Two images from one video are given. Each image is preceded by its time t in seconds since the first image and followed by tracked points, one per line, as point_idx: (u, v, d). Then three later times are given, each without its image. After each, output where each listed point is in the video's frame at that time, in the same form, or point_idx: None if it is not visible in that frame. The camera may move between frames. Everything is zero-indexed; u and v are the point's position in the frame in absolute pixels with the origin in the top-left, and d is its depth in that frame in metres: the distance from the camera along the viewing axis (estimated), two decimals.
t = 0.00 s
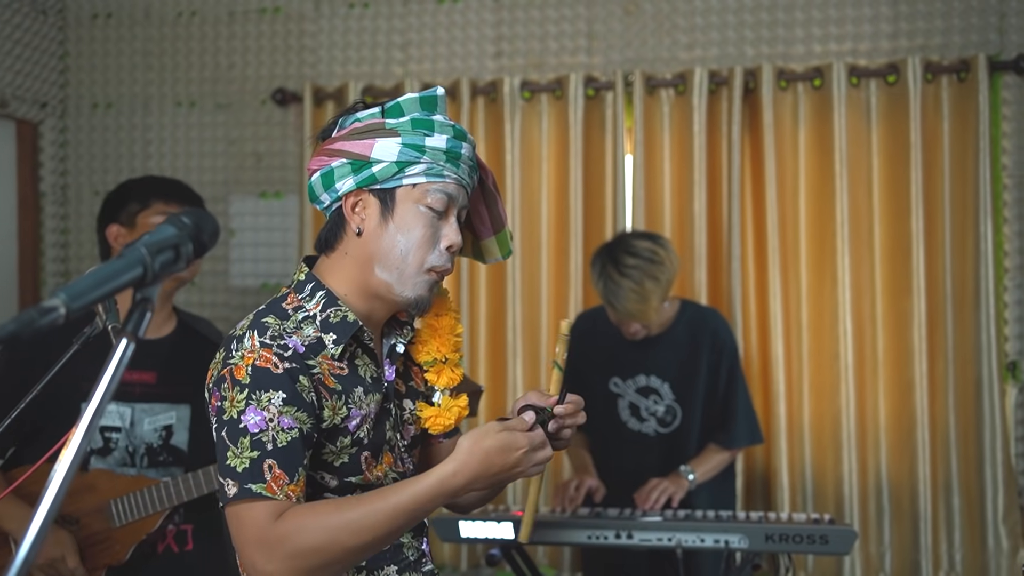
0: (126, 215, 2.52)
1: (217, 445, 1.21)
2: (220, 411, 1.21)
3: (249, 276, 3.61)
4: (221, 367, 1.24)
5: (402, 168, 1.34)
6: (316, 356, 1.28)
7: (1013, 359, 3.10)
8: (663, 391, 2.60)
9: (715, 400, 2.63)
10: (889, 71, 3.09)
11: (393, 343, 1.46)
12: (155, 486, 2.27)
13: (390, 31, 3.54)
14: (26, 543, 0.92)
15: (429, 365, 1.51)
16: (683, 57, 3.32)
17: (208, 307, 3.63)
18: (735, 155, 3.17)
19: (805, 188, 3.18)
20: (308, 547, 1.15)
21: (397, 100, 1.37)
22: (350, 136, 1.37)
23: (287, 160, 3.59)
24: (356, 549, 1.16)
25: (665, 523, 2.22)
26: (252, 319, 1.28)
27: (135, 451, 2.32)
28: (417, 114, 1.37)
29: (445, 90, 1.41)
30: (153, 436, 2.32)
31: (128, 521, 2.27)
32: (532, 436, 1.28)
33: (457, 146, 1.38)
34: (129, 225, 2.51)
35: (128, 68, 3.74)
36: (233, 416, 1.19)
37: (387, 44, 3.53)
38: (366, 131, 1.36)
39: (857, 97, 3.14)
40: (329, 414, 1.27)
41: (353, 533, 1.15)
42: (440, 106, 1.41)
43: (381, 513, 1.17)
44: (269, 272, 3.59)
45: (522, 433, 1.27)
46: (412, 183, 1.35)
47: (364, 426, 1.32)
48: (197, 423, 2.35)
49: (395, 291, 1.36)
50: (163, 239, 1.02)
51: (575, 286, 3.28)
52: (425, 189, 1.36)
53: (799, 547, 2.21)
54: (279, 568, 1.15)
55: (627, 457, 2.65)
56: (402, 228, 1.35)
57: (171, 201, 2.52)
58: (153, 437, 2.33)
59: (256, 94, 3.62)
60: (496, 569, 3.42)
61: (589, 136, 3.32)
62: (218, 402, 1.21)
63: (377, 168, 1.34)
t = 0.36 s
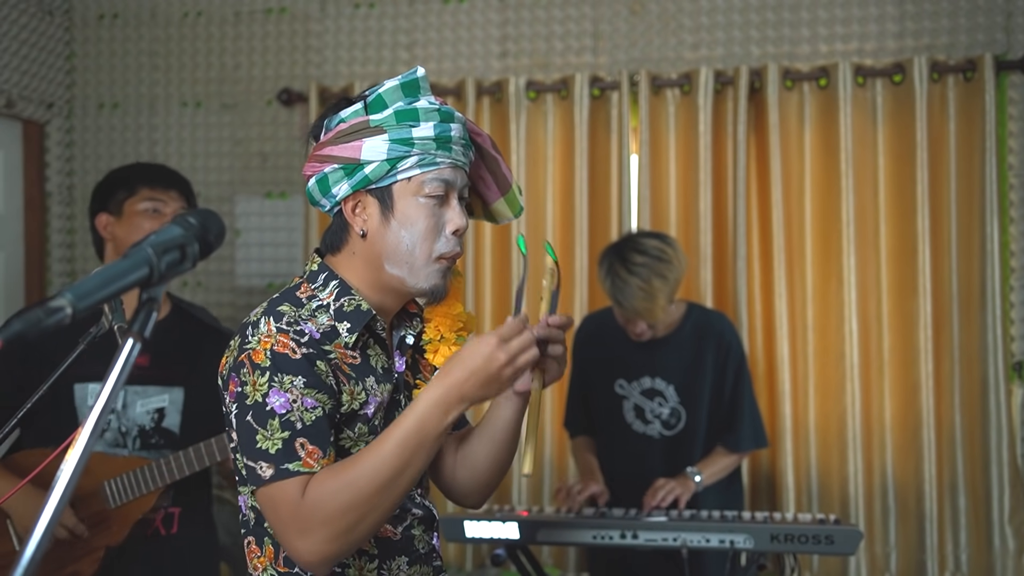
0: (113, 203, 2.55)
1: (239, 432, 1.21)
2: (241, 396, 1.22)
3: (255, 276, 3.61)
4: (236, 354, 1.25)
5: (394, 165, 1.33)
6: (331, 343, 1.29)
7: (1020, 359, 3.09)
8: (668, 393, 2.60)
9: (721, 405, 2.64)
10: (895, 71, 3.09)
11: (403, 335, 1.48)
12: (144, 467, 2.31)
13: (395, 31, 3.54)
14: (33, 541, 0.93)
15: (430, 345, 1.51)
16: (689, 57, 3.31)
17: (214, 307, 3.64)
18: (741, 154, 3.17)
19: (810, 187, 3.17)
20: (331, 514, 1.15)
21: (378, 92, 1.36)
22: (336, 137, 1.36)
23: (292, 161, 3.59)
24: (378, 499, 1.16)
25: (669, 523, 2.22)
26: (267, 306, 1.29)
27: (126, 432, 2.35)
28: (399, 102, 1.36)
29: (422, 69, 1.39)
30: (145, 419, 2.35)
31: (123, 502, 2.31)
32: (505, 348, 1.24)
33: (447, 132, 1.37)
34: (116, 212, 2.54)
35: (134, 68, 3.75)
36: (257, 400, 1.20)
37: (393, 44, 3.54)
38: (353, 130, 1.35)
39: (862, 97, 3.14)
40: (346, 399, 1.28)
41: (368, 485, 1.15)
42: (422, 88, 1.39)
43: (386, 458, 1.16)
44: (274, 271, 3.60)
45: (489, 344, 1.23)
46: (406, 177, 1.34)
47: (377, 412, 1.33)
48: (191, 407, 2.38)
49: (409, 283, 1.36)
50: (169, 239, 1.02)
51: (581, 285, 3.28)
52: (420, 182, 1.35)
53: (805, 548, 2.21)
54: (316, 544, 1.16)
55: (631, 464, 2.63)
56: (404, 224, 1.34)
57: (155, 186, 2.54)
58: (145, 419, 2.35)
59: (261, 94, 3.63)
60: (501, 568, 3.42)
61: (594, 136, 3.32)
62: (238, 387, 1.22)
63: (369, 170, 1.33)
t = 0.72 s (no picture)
0: (56, 218, 2.57)
1: (249, 424, 1.21)
2: (248, 387, 1.22)
3: (255, 276, 3.61)
4: (237, 348, 1.25)
5: (404, 167, 1.34)
6: (330, 339, 1.30)
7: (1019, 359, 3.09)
8: (667, 397, 2.60)
9: (720, 408, 2.64)
10: (895, 71, 3.09)
11: (397, 335, 1.46)
12: (108, 490, 2.34)
13: (395, 31, 3.54)
14: (33, 542, 0.93)
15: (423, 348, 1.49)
16: (689, 57, 3.31)
17: (213, 307, 3.64)
18: (741, 154, 3.17)
19: (810, 187, 3.17)
20: (358, 478, 1.16)
21: (391, 93, 1.37)
22: (344, 134, 1.36)
23: (293, 161, 3.59)
24: (400, 451, 1.17)
25: (669, 524, 2.22)
26: (262, 303, 1.29)
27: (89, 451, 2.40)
28: (411, 105, 1.37)
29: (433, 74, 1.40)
30: (107, 436, 2.41)
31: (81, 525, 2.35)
32: (457, 272, 1.27)
33: (457, 137, 1.38)
34: (58, 228, 2.57)
35: (134, 68, 3.75)
36: (268, 386, 1.21)
37: (393, 44, 3.54)
38: (365, 129, 1.35)
39: (863, 97, 3.14)
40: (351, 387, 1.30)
41: (385, 440, 1.17)
42: (433, 94, 1.41)
43: (396, 410, 1.18)
44: (274, 272, 3.60)
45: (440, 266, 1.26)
46: (414, 179, 1.35)
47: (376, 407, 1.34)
48: (150, 424, 2.46)
49: (406, 284, 1.36)
50: (169, 239, 1.02)
51: (581, 285, 3.29)
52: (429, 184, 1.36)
53: (804, 548, 2.21)
54: (355, 515, 1.16)
55: (631, 466, 2.64)
56: (412, 225, 1.34)
57: (97, 198, 2.57)
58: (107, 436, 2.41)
59: (261, 94, 3.63)
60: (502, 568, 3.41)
61: (594, 136, 3.33)
62: (245, 379, 1.22)
63: (378, 169, 1.33)
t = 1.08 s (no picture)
0: (67, 225, 2.35)
1: (267, 413, 1.20)
2: (262, 375, 1.21)
3: (254, 276, 3.61)
4: (242, 343, 1.24)
5: (396, 161, 1.33)
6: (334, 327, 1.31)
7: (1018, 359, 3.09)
8: (664, 397, 2.59)
9: (715, 407, 2.64)
10: (894, 71, 3.09)
11: (389, 328, 1.45)
12: (116, 479, 2.25)
13: (394, 31, 3.54)
14: (32, 541, 0.93)
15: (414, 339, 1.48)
16: (687, 57, 3.32)
17: (212, 306, 3.65)
18: (740, 155, 3.17)
19: (809, 187, 3.17)
20: (400, 437, 1.17)
21: (388, 88, 1.36)
22: (339, 126, 1.35)
23: (293, 161, 3.59)
24: (435, 408, 1.19)
25: (669, 523, 2.22)
26: (258, 298, 1.30)
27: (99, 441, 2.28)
28: (407, 100, 1.36)
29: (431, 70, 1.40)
30: (116, 428, 2.28)
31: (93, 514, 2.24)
32: (446, 225, 1.29)
33: (451, 136, 1.38)
34: (70, 239, 2.35)
35: (133, 68, 3.74)
36: (283, 372, 1.21)
37: (393, 44, 3.54)
38: (359, 122, 1.34)
39: (862, 97, 3.14)
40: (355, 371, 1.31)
41: (420, 398, 1.18)
42: (430, 93, 1.40)
43: (426, 368, 1.20)
44: (273, 271, 3.60)
45: (430, 221, 1.29)
46: (406, 175, 1.35)
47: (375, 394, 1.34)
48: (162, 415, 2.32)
49: (390, 283, 1.36)
50: (168, 239, 1.02)
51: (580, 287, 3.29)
52: (420, 179, 1.36)
53: (803, 548, 2.20)
54: (401, 475, 1.16)
55: (624, 460, 2.64)
56: (400, 219, 1.34)
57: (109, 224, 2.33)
58: (117, 427, 2.28)
59: (260, 94, 3.63)
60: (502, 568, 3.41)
61: (592, 137, 3.33)
62: (256, 370, 1.22)
63: (370, 162, 1.32)
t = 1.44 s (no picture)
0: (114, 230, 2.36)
1: (265, 418, 1.20)
2: (257, 380, 1.21)
3: (254, 276, 3.61)
4: (232, 352, 1.24)
5: (381, 171, 1.32)
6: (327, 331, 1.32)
7: (1018, 359, 3.09)
8: (668, 396, 2.59)
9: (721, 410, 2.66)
10: (894, 71, 3.09)
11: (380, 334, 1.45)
12: (156, 488, 2.22)
13: (394, 31, 3.54)
14: (32, 542, 0.92)
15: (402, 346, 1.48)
16: (687, 57, 3.32)
17: (213, 306, 3.65)
18: (740, 155, 3.17)
19: (809, 187, 3.17)
20: (397, 425, 1.16)
21: (375, 96, 1.34)
22: (326, 136, 1.34)
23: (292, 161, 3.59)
24: (429, 391, 1.19)
25: (669, 523, 2.22)
26: (248, 308, 1.30)
27: (134, 450, 2.25)
28: (394, 109, 1.34)
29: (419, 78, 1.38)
30: (154, 435, 2.25)
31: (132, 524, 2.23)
32: (404, 211, 1.27)
33: (438, 144, 1.36)
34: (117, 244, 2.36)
35: (133, 68, 3.74)
36: (278, 375, 1.21)
37: (392, 44, 3.54)
38: (344, 131, 1.33)
39: (862, 97, 3.14)
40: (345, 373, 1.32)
41: (411, 384, 1.18)
42: (419, 100, 1.38)
43: (413, 354, 1.20)
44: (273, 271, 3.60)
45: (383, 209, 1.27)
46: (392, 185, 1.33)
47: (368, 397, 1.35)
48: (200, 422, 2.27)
49: (381, 291, 1.36)
50: (168, 240, 1.02)
51: (580, 287, 3.29)
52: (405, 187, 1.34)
53: (803, 548, 2.20)
54: (404, 462, 1.16)
55: (631, 460, 2.62)
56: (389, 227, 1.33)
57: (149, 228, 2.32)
58: (153, 435, 2.25)
59: (260, 94, 3.63)
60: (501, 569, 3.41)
61: (592, 137, 3.33)
62: (252, 377, 1.22)
63: (355, 173, 1.32)
